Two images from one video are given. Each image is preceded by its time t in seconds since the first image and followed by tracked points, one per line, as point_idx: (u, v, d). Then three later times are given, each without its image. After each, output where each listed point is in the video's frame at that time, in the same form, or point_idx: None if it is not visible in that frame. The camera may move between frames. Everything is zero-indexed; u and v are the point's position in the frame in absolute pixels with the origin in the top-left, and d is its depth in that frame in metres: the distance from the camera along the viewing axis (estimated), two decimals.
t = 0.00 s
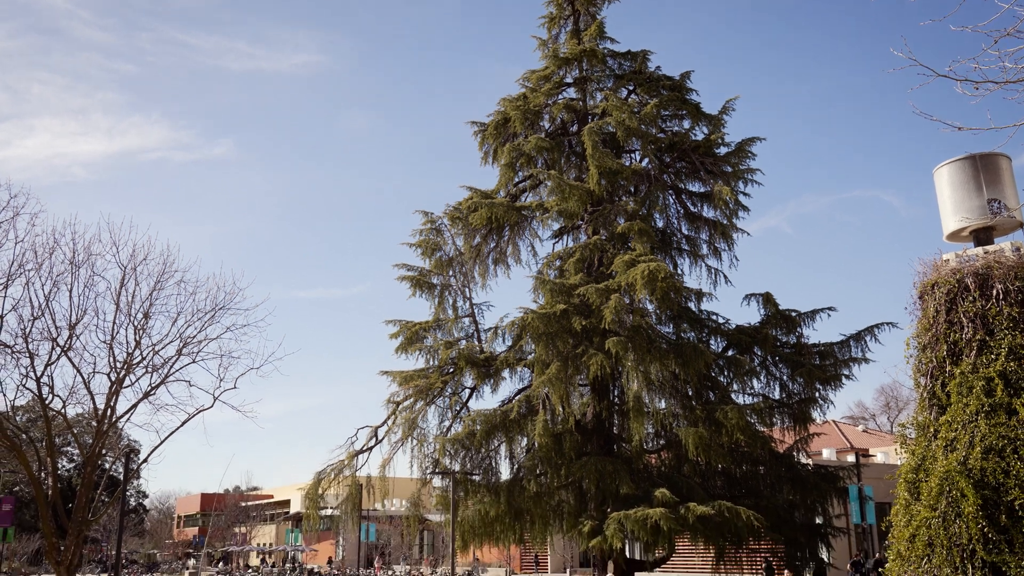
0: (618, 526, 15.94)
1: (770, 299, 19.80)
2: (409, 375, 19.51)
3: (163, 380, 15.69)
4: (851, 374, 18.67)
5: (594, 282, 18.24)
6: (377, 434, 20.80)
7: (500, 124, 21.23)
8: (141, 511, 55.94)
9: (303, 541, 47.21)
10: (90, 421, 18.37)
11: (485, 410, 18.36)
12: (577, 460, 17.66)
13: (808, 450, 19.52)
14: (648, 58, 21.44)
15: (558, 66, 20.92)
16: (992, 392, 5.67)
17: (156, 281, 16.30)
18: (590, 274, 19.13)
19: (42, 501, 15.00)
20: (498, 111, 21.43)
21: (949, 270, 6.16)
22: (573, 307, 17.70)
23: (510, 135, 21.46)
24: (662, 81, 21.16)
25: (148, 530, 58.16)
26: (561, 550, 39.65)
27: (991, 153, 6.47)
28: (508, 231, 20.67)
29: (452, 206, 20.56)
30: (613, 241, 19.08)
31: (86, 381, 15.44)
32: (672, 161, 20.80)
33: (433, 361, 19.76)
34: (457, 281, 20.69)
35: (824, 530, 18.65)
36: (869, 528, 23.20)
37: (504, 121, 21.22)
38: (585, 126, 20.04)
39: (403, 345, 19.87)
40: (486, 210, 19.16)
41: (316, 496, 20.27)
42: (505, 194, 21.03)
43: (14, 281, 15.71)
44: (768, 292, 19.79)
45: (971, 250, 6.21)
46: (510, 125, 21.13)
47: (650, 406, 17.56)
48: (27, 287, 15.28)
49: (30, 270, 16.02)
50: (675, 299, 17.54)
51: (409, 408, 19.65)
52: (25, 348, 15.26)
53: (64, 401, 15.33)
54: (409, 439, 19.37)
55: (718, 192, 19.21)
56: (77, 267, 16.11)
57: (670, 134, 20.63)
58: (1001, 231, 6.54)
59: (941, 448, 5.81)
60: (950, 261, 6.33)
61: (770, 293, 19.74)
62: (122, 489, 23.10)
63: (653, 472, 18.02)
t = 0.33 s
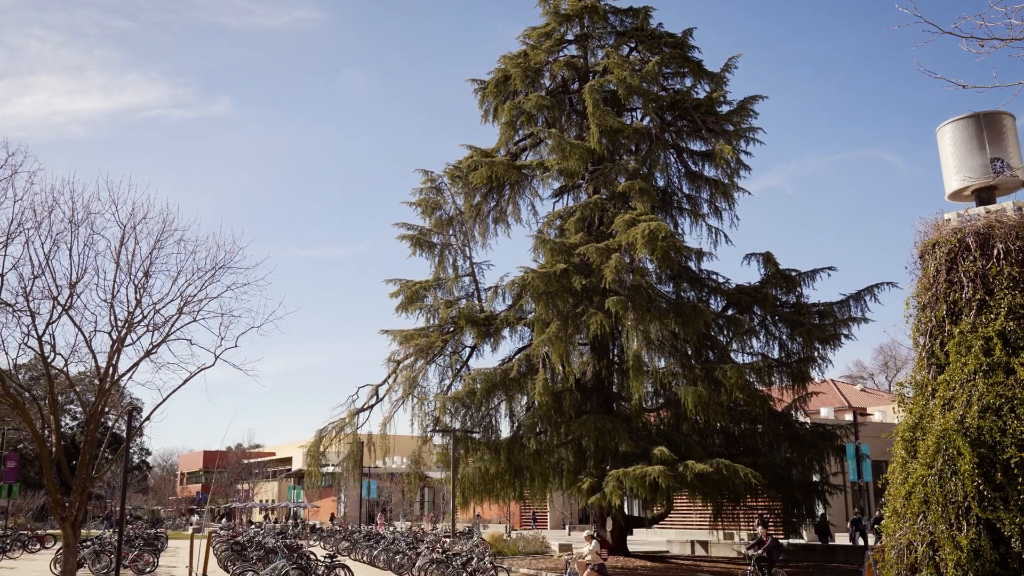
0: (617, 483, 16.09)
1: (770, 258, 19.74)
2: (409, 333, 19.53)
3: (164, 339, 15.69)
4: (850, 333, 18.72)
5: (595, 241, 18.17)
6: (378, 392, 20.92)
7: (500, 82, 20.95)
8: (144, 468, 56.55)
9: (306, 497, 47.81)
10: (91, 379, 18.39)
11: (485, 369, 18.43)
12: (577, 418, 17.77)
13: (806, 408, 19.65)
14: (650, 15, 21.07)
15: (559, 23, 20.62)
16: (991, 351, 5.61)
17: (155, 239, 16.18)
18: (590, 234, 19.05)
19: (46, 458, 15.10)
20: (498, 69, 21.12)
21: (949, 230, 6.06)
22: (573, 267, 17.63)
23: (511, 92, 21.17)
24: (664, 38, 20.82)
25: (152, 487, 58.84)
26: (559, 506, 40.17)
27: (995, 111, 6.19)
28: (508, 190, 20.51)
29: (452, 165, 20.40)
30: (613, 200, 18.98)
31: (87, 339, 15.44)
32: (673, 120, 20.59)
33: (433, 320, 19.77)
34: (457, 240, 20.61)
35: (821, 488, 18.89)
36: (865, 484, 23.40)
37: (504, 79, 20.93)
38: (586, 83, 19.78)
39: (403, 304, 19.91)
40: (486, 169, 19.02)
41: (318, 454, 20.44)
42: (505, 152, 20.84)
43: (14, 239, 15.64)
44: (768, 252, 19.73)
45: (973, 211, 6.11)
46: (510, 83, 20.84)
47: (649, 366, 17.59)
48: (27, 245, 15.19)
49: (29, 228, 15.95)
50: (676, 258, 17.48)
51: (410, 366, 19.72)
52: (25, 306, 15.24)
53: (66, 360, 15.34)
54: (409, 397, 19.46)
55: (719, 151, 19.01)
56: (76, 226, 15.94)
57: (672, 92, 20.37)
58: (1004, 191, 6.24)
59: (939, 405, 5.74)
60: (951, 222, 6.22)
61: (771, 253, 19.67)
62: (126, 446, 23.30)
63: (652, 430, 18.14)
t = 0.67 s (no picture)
0: (616, 444, 16.20)
1: (771, 221, 19.64)
2: (409, 296, 19.50)
3: (164, 302, 15.64)
4: (851, 296, 18.71)
5: (595, 204, 18.07)
6: (378, 354, 20.99)
7: (501, 41, 20.65)
8: (146, 429, 56.99)
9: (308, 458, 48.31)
10: (93, 341, 18.40)
11: (485, 331, 18.46)
12: (577, 380, 17.85)
13: (805, 370, 19.72)
14: None
15: None
16: (990, 315, 5.59)
17: (155, 201, 16.05)
18: (590, 196, 18.94)
19: (49, 419, 15.18)
20: (498, 28, 20.80)
21: (953, 192, 5.99)
22: (573, 229, 17.57)
23: (511, 52, 20.88)
24: None
25: (155, 447, 59.38)
26: (559, 467, 40.58)
27: (1000, 71, 6.06)
28: (508, 151, 20.31)
29: (452, 126, 20.21)
30: (614, 161, 18.86)
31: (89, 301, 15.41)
32: (675, 81, 20.34)
33: (433, 282, 19.74)
34: (457, 202, 20.51)
35: (818, 449, 19.08)
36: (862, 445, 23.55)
37: (504, 38, 20.64)
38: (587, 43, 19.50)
39: (403, 266, 19.92)
40: (486, 130, 18.84)
41: (319, 415, 20.57)
42: (505, 113, 20.63)
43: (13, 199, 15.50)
44: (769, 214, 19.63)
45: (976, 172, 6.03)
46: (510, 43, 20.56)
47: (648, 327, 17.59)
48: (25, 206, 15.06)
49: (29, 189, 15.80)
50: (676, 221, 17.39)
51: (410, 328, 19.75)
52: (26, 268, 15.20)
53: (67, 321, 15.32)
54: (410, 359, 19.52)
55: (721, 112, 18.82)
56: (76, 187, 15.83)
57: (674, 52, 20.10)
58: (1007, 153, 6.15)
59: (938, 367, 5.70)
60: (953, 183, 6.14)
61: (772, 215, 19.57)
62: (128, 407, 23.47)
63: (651, 391, 18.24)
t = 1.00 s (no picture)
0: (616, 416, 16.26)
1: (771, 193, 19.55)
2: (409, 268, 19.46)
3: (164, 274, 15.61)
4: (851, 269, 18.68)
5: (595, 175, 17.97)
6: (379, 326, 21.00)
7: (501, 11, 20.40)
8: (147, 400, 57.20)
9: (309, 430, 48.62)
10: (94, 313, 18.39)
11: (485, 303, 18.45)
12: (576, 352, 17.87)
13: (804, 343, 19.75)
14: None
15: None
16: (990, 287, 5.58)
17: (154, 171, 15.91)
18: (590, 167, 18.84)
19: (51, 390, 15.20)
20: None
21: (954, 164, 5.93)
22: (573, 200, 17.49)
23: (512, 22, 20.64)
24: None
25: (157, 419, 59.68)
26: (559, 439, 40.82)
27: (1004, 42, 5.97)
28: (509, 123, 20.13)
29: (452, 97, 20.04)
30: (615, 133, 18.74)
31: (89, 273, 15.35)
32: (677, 51, 20.16)
33: (433, 254, 19.70)
34: (457, 174, 20.40)
35: (817, 421, 19.17)
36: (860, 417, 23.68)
37: (504, 8, 20.39)
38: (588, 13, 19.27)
39: (403, 239, 19.89)
40: (486, 101, 18.68)
41: (319, 387, 20.61)
42: (505, 84, 20.45)
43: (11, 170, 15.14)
44: (770, 186, 19.55)
45: (977, 145, 5.98)
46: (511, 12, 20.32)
47: (648, 300, 17.57)
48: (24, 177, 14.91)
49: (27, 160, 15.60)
50: (677, 193, 17.29)
51: (410, 301, 19.75)
52: (25, 240, 15.14)
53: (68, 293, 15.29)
54: (410, 331, 19.54)
55: (723, 83, 18.66)
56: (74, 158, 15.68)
57: (675, 22, 19.89)
58: (1009, 124, 6.09)
59: (937, 340, 5.67)
60: (954, 155, 6.09)
61: (774, 187, 19.48)
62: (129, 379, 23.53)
63: (650, 363, 18.29)
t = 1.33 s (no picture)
0: (616, 396, 16.29)
1: (772, 173, 19.48)
2: (409, 248, 19.42)
3: (163, 255, 15.64)
4: (851, 250, 18.66)
5: (595, 155, 17.89)
6: (379, 306, 21.02)
7: None
8: (148, 381, 57.33)
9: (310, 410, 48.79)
10: (94, 293, 18.39)
11: (486, 284, 18.41)
12: (576, 332, 17.88)
13: (804, 323, 19.76)
14: None
15: None
16: (989, 268, 5.57)
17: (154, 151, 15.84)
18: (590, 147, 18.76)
19: (53, 370, 15.22)
20: None
21: (955, 144, 5.89)
22: (573, 180, 17.44)
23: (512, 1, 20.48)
24: None
25: (158, 398, 59.88)
26: (558, 419, 40.98)
27: (1007, 21, 5.91)
28: (509, 102, 20.01)
29: (452, 76, 19.92)
30: (615, 113, 18.65)
31: (89, 254, 15.25)
32: (678, 30, 20.00)
33: (433, 235, 19.66)
34: (456, 154, 20.32)
35: (816, 401, 19.22)
36: (859, 397, 23.73)
37: None
38: None
39: (403, 220, 19.86)
40: (486, 80, 18.56)
41: (319, 367, 20.66)
42: (505, 64, 20.32)
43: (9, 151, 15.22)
44: (771, 166, 19.47)
45: (980, 125, 5.96)
46: None
47: (648, 280, 17.55)
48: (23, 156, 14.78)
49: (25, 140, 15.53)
50: (677, 173, 17.22)
51: (410, 281, 19.75)
52: (25, 220, 15.08)
53: (68, 273, 15.26)
54: (410, 311, 19.54)
55: (724, 62, 18.53)
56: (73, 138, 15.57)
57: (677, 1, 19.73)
58: (1012, 104, 6.05)
59: (936, 322, 5.66)
60: (957, 135, 6.06)
61: (774, 167, 19.41)
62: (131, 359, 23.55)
63: (651, 343, 18.32)
